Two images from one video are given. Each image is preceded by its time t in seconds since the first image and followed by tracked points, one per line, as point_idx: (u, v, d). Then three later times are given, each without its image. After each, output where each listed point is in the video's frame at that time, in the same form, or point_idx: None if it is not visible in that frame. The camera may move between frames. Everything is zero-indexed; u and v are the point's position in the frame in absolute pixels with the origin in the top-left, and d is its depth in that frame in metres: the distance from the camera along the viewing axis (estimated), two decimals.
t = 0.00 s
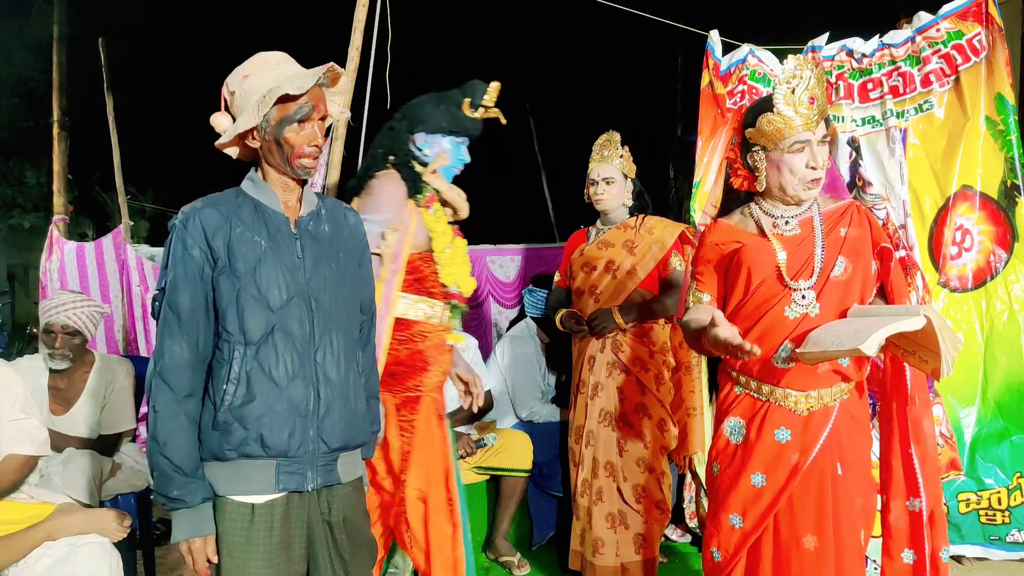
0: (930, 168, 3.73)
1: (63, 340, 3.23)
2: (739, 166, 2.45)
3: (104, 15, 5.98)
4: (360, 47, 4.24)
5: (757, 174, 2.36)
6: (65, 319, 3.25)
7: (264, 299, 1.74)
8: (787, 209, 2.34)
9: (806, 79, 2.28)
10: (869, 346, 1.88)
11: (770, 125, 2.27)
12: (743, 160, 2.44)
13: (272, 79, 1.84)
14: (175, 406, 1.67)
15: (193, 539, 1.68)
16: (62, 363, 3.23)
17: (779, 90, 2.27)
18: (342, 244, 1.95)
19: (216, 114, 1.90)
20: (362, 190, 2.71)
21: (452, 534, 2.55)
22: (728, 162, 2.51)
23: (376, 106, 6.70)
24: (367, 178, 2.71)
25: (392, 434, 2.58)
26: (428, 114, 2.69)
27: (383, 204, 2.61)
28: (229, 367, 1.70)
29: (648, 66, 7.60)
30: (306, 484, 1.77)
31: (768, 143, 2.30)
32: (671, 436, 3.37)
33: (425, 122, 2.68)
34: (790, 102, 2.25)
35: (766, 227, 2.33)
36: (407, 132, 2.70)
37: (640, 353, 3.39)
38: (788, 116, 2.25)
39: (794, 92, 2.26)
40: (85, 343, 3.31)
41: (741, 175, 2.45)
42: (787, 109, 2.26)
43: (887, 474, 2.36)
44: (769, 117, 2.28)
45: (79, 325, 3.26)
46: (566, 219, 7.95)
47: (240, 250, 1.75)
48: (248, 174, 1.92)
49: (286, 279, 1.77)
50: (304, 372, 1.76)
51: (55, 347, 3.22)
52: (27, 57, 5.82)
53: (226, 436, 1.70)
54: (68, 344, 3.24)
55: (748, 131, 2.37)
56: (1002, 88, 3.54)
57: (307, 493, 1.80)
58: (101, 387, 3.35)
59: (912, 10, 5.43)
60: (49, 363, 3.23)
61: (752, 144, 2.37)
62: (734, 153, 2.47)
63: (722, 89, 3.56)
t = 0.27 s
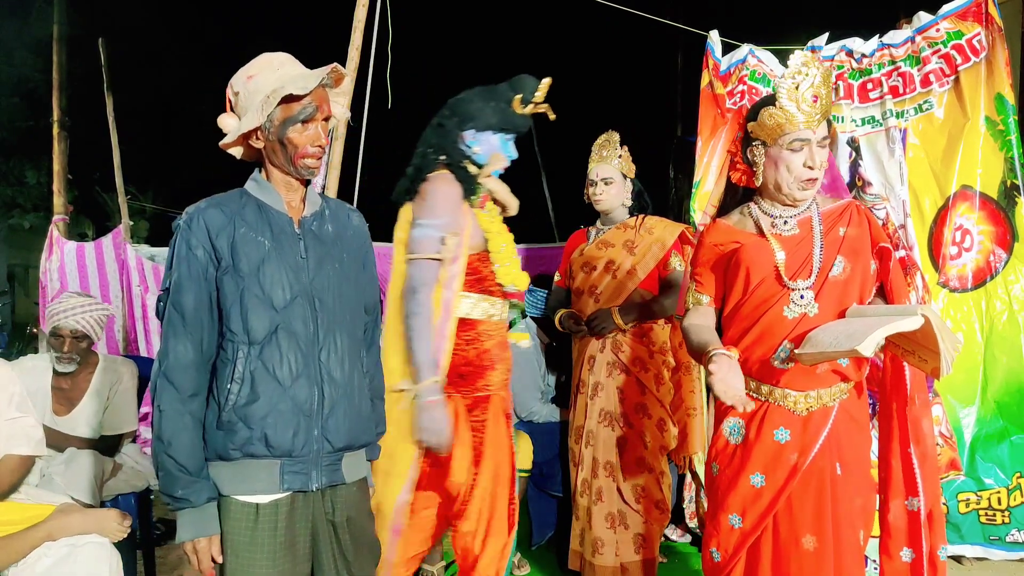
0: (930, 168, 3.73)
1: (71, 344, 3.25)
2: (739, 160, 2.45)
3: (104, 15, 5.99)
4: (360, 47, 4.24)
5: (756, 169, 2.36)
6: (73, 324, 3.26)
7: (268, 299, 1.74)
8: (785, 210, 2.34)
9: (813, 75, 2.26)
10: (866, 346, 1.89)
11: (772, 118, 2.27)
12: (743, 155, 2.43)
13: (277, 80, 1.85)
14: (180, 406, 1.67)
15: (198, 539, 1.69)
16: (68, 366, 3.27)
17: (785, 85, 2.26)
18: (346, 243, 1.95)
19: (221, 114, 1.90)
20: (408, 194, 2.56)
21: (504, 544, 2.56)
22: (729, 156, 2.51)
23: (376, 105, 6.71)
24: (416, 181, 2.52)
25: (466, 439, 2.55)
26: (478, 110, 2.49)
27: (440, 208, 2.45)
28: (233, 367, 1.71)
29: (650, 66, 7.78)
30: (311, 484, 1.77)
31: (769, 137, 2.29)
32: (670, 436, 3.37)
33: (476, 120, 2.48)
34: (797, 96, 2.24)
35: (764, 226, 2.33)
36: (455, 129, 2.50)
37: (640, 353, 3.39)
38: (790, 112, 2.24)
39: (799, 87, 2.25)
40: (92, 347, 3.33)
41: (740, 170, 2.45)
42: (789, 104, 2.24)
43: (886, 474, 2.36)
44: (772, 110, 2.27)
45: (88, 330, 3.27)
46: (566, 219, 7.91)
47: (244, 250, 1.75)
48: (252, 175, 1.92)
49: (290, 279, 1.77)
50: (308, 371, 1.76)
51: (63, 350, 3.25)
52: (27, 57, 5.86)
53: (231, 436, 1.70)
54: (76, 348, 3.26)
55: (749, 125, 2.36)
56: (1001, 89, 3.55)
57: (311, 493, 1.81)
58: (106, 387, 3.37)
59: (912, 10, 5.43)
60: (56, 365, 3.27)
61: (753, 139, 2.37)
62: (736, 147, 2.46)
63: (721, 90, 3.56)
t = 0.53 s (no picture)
0: (930, 168, 3.73)
1: (77, 346, 3.26)
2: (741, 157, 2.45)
3: (104, 15, 5.98)
4: (360, 47, 4.24)
5: (757, 167, 2.37)
6: (79, 327, 3.26)
7: (271, 298, 1.74)
8: (785, 209, 2.33)
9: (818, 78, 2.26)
10: (863, 341, 1.89)
11: (775, 119, 2.27)
12: (745, 153, 2.44)
13: (282, 80, 1.85)
14: (184, 405, 1.67)
15: (199, 538, 1.68)
16: (72, 368, 3.30)
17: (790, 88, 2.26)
18: (349, 243, 1.95)
19: (225, 115, 1.90)
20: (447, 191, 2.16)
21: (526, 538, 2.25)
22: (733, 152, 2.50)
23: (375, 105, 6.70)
24: (461, 176, 2.13)
25: (508, 455, 2.22)
26: (519, 105, 2.15)
27: (493, 202, 2.02)
28: (237, 366, 1.71)
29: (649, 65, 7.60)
30: (313, 483, 1.77)
31: (773, 138, 2.29)
32: (671, 436, 3.36)
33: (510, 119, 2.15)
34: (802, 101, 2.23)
35: (764, 225, 2.33)
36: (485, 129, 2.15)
37: (640, 352, 3.39)
38: (793, 114, 2.24)
39: (804, 91, 2.25)
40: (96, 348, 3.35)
41: (741, 167, 2.45)
42: (793, 107, 2.24)
43: (884, 474, 2.36)
44: (775, 112, 2.27)
45: (94, 333, 3.29)
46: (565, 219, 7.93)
47: (247, 249, 1.75)
48: (255, 175, 1.92)
49: (293, 279, 1.77)
50: (311, 371, 1.76)
51: (68, 353, 3.27)
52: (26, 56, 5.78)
53: (233, 435, 1.70)
54: (81, 350, 3.29)
55: (754, 123, 2.37)
56: (1001, 89, 3.54)
57: (313, 493, 1.80)
58: (107, 388, 3.37)
59: (912, 10, 5.43)
60: (60, 366, 3.29)
61: (756, 137, 2.37)
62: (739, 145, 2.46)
63: (722, 90, 3.55)
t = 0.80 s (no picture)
0: (930, 168, 3.73)
1: (79, 348, 3.28)
2: (739, 161, 2.46)
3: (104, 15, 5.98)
4: (360, 47, 4.24)
5: (757, 167, 2.37)
6: (83, 329, 3.29)
7: (272, 298, 1.74)
8: (787, 207, 2.33)
9: (798, 65, 2.28)
10: (864, 349, 1.89)
11: (765, 111, 2.29)
12: (741, 156, 2.45)
13: (282, 80, 1.85)
14: (184, 404, 1.67)
15: (199, 537, 1.67)
16: (74, 369, 3.30)
17: (775, 77, 2.28)
18: (350, 243, 1.95)
19: (226, 114, 1.90)
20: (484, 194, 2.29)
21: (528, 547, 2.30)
22: (728, 160, 2.54)
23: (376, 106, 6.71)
24: (498, 179, 2.26)
25: (522, 457, 2.25)
26: (560, 109, 2.30)
27: (525, 204, 2.19)
28: (238, 365, 1.71)
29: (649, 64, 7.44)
30: (313, 483, 1.77)
31: (765, 132, 2.30)
32: (670, 436, 3.37)
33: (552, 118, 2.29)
34: (789, 85, 2.25)
35: (767, 225, 2.34)
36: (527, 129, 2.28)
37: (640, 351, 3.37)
38: (781, 101, 2.26)
39: (787, 78, 2.26)
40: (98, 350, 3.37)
41: (740, 171, 2.47)
42: (780, 94, 2.26)
43: (882, 474, 2.36)
44: (764, 104, 2.29)
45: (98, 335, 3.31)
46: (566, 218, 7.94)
47: (248, 249, 1.74)
48: (256, 175, 1.92)
49: (293, 278, 1.77)
50: (311, 370, 1.76)
51: (71, 354, 3.29)
52: (26, 56, 5.79)
53: (233, 434, 1.70)
54: (84, 352, 3.31)
55: (744, 125, 2.38)
56: (1001, 89, 3.54)
57: (312, 493, 1.80)
58: (107, 388, 3.38)
59: (912, 9, 5.43)
60: (62, 366, 3.28)
61: (750, 137, 2.38)
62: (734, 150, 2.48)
63: (722, 90, 3.55)
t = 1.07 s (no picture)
0: (931, 168, 3.73)
1: (81, 349, 3.30)
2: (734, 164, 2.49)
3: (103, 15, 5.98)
4: (360, 47, 4.23)
5: (750, 169, 2.39)
6: (83, 330, 3.29)
7: (269, 298, 1.74)
8: (785, 207, 2.33)
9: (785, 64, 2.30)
10: (872, 339, 1.87)
11: (755, 112, 2.32)
12: (736, 159, 2.49)
13: (280, 80, 1.85)
14: (181, 404, 1.67)
15: (196, 537, 1.68)
16: (75, 370, 3.31)
17: (764, 78, 2.31)
18: (349, 242, 1.95)
19: (224, 114, 1.90)
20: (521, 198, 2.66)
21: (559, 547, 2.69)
22: (724, 164, 2.57)
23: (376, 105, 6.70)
24: (535, 182, 2.62)
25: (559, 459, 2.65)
26: (592, 117, 2.65)
27: (558, 205, 2.53)
28: (235, 366, 1.70)
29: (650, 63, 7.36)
30: (309, 483, 1.77)
31: (756, 134, 2.33)
32: (670, 436, 3.13)
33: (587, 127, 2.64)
34: (777, 85, 2.28)
35: (765, 225, 2.34)
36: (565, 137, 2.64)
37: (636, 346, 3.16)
38: (771, 102, 2.29)
39: (775, 79, 2.29)
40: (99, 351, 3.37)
41: (736, 174, 2.50)
42: (770, 95, 2.29)
43: (885, 473, 2.36)
44: (754, 105, 2.33)
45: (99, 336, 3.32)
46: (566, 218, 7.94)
47: (246, 248, 1.74)
48: (253, 174, 1.92)
49: (291, 278, 1.77)
50: (308, 371, 1.76)
51: (72, 355, 3.29)
52: (24, 55, 5.82)
53: (230, 434, 1.70)
54: (85, 353, 3.31)
55: (736, 128, 2.41)
56: (1002, 88, 3.55)
57: (310, 493, 1.80)
58: (107, 389, 3.38)
59: (912, 10, 5.43)
60: (62, 367, 3.30)
61: (743, 140, 2.40)
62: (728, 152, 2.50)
63: (721, 90, 3.56)
